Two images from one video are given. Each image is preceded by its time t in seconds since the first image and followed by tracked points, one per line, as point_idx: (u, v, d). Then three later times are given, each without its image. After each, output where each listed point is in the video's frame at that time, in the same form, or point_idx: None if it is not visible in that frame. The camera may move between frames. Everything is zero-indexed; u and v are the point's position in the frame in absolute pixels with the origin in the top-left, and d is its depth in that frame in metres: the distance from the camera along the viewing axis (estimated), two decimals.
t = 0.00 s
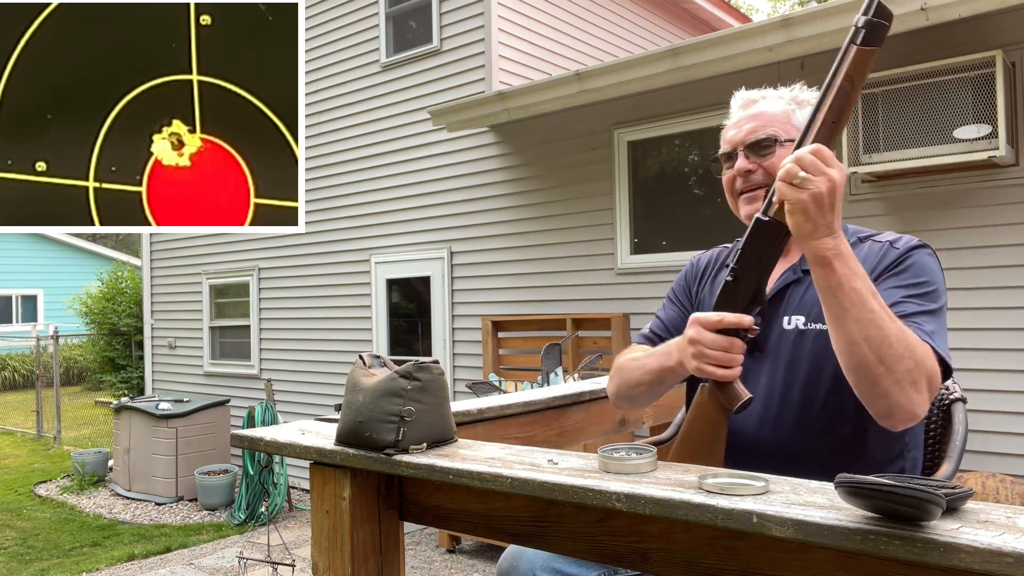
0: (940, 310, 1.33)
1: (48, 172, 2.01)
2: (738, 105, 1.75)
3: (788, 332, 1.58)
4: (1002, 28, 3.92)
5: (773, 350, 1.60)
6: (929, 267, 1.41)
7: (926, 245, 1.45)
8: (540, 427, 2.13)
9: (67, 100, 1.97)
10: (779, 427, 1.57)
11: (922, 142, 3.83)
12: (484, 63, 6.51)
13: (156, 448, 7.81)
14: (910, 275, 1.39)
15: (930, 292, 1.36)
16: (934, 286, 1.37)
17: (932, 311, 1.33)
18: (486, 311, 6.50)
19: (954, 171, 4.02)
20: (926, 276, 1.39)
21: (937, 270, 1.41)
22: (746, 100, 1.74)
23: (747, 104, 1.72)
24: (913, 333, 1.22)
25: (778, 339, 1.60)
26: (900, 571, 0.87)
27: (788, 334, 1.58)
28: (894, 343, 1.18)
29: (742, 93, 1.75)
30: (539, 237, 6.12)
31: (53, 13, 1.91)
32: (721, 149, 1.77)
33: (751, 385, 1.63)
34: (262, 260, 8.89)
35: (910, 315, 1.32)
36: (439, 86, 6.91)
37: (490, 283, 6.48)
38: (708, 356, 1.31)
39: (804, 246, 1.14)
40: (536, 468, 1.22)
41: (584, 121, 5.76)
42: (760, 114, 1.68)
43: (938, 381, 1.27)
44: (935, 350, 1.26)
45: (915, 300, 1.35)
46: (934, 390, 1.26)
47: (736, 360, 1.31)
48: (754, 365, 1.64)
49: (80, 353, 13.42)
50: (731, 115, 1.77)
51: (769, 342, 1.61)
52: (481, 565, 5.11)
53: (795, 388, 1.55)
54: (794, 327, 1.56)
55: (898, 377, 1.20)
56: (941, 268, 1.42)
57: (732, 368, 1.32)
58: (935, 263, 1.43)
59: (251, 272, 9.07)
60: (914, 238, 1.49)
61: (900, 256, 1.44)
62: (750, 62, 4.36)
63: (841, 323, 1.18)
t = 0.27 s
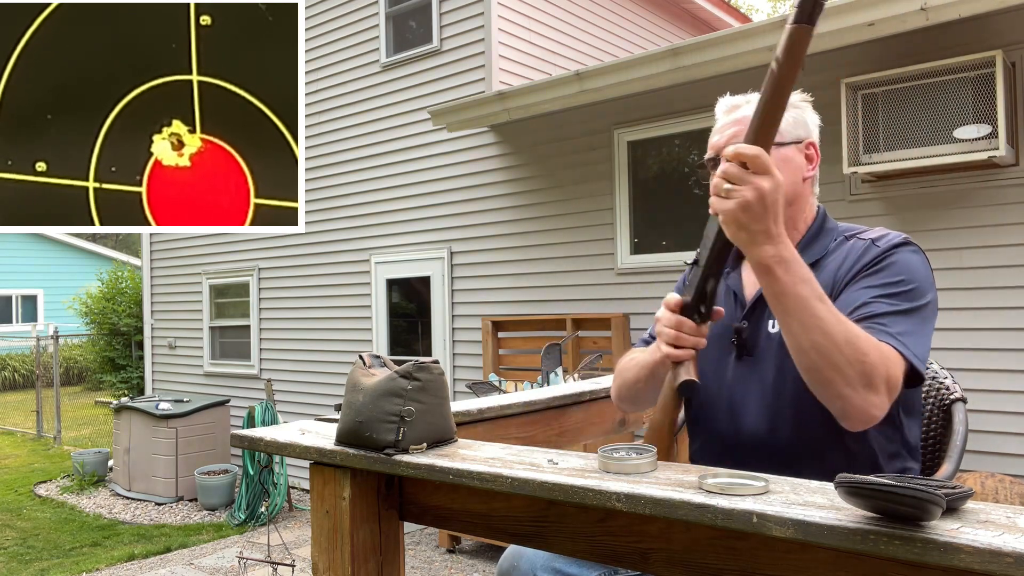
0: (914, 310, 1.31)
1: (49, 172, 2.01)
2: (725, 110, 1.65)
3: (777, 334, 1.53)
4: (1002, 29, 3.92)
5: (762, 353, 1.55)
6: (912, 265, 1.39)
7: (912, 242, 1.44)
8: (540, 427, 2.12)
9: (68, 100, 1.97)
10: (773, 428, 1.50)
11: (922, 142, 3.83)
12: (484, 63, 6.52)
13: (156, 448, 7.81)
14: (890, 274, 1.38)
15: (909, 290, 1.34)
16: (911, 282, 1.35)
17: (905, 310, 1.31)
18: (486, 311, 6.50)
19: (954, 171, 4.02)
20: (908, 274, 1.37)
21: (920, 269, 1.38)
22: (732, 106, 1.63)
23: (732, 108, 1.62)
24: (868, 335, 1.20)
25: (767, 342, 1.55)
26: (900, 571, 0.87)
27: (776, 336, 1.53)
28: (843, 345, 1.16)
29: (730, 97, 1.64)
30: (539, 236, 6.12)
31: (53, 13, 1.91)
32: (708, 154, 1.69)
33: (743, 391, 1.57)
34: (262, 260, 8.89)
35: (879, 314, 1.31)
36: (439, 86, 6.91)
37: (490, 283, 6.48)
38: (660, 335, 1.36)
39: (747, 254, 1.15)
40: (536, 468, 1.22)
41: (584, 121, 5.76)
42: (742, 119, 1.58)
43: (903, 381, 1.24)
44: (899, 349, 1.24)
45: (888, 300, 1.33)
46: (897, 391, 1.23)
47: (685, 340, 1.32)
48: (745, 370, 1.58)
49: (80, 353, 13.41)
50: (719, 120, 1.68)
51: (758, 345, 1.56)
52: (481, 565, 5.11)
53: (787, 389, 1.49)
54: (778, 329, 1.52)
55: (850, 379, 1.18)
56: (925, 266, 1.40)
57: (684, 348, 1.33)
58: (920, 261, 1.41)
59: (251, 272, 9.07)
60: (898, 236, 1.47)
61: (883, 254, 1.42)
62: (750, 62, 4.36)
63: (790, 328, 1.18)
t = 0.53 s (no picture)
0: (859, 300, 1.27)
1: (49, 172, 2.01)
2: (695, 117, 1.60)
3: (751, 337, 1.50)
4: (1002, 29, 3.92)
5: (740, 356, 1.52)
6: (873, 259, 1.33)
7: (880, 238, 1.38)
8: (539, 426, 2.12)
9: (67, 100, 1.97)
10: (756, 432, 1.47)
11: (922, 142, 3.83)
12: (484, 63, 6.51)
13: (156, 448, 7.81)
14: (847, 265, 1.33)
15: (863, 282, 1.29)
16: (866, 276, 1.29)
17: (850, 300, 1.27)
18: (486, 311, 6.50)
19: (953, 171, 4.02)
20: (865, 267, 1.31)
21: (881, 263, 1.33)
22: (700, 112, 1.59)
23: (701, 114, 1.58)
24: (784, 316, 1.15)
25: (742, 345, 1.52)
26: (898, 571, 0.88)
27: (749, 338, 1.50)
28: (757, 329, 1.13)
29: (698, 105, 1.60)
30: (539, 236, 6.12)
31: (53, 13, 1.91)
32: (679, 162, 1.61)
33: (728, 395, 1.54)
34: (262, 260, 8.89)
35: (822, 300, 1.27)
36: (439, 86, 6.91)
37: (490, 283, 6.48)
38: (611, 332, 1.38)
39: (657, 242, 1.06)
40: (536, 468, 1.22)
41: (584, 121, 5.76)
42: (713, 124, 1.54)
43: (839, 366, 1.21)
44: (833, 337, 1.21)
45: (836, 287, 1.29)
46: (828, 374, 1.20)
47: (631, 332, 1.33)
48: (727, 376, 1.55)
49: (80, 353, 13.41)
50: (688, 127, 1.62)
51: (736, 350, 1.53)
52: (481, 565, 5.11)
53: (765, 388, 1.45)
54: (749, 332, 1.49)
55: (771, 367, 1.15)
56: (888, 261, 1.34)
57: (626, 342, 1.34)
58: (882, 255, 1.35)
59: (251, 272, 9.07)
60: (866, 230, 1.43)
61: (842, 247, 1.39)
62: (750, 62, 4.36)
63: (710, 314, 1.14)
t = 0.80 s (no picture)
0: (778, 298, 1.29)
1: (49, 172, 2.01)
2: (669, 122, 1.67)
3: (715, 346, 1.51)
4: (1002, 29, 3.92)
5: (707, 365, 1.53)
6: (805, 259, 1.34)
7: (819, 239, 1.39)
8: (540, 427, 2.12)
9: (68, 100, 1.99)
10: (729, 438, 1.47)
11: (922, 142, 3.83)
12: (484, 64, 6.51)
13: (156, 448, 7.81)
14: (776, 264, 1.35)
15: (787, 282, 1.30)
16: (794, 277, 1.31)
17: (770, 297, 1.28)
18: (486, 311, 6.50)
19: (953, 171, 4.02)
20: (794, 266, 1.33)
21: (812, 263, 1.34)
22: (675, 117, 1.66)
23: (675, 120, 1.65)
24: (666, 326, 1.17)
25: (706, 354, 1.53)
26: (898, 570, 0.88)
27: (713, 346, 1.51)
28: (638, 343, 1.16)
29: (673, 110, 1.67)
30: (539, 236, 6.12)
31: (53, 13, 1.91)
32: (651, 168, 1.68)
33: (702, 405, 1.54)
34: (262, 260, 8.89)
35: (738, 298, 1.30)
36: (439, 86, 6.91)
37: (490, 283, 6.48)
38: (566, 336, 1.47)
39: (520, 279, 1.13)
40: (536, 468, 1.22)
41: (584, 121, 5.76)
42: (685, 132, 1.61)
43: (752, 365, 1.23)
44: (743, 337, 1.23)
45: (755, 285, 1.31)
46: (737, 372, 1.21)
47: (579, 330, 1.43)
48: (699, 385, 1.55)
49: (80, 353, 13.41)
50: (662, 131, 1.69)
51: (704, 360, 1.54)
52: (481, 565, 5.11)
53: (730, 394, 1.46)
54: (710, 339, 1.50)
55: (672, 375, 1.17)
56: (820, 261, 1.35)
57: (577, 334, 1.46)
58: (817, 255, 1.36)
59: (251, 272, 9.07)
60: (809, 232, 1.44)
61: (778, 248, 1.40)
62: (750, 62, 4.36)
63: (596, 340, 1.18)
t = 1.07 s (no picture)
0: (713, 314, 1.39)
1: (49, 172, 2.01)
2: (631, 132, 1.80)
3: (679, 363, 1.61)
4: (1002, 29, 3.91)
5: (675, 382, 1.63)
6: (745, 272, 1.45)
7: (757, 253, 1.49)
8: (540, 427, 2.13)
9: (67, 100, 1.99)
10: (708, 448, 1.58)
11: (922, 142, 3.83)
12: (484, 64, 6.52)
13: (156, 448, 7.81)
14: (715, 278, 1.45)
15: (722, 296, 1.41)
16: (728, 292, 1.42)
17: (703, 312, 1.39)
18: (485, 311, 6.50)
19: (953, 171, 4.02)
20: (733, 281, 1.43)
21: (749, 276, 1.44)
22: (637, 127, 1.79)
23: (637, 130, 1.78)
24: (582, 364, 1.34)
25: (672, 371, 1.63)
26: (898, 570, 0.88)
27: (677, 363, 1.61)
28: (559, 379, 1.35)
29: (635, 120, 1.80)
30: (538, 236, 6.12)
31: (53, 13, 1.95)
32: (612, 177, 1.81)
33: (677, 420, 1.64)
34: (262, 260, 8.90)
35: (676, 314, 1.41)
36: (439, 86, 6.91)
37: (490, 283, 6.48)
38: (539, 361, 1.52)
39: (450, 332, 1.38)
40: (536, 468, 1.22)
41: (584, 121, 5.77)
42: (645, 142, 1.73)
43: (685, 378, 1.36)
44: (674, 354, 1.35)
45: (695, 301, 1.42)
46: (667, 392, 1.35)
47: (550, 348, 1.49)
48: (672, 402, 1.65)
49: (80, 353, 13.40)
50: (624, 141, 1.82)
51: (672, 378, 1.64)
52: (481, 565, 5.11)
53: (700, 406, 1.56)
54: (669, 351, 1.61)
55: (598, 403, 1.34)
56: (758, 273, 1.45)
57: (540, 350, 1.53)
58: (755, 270, 1.46)
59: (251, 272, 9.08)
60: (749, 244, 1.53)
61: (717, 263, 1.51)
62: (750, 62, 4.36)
63: (523, 377, 1.38)
